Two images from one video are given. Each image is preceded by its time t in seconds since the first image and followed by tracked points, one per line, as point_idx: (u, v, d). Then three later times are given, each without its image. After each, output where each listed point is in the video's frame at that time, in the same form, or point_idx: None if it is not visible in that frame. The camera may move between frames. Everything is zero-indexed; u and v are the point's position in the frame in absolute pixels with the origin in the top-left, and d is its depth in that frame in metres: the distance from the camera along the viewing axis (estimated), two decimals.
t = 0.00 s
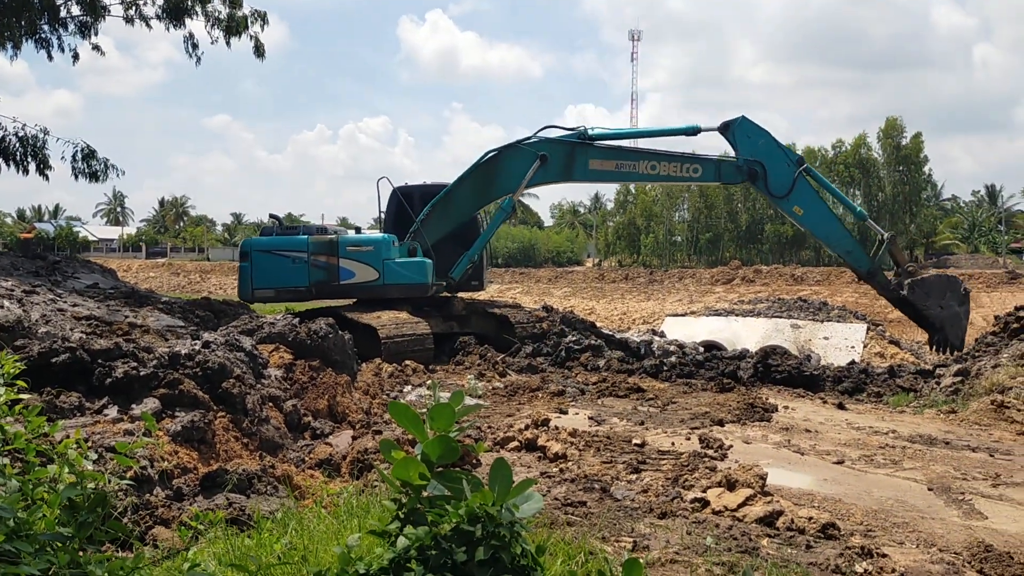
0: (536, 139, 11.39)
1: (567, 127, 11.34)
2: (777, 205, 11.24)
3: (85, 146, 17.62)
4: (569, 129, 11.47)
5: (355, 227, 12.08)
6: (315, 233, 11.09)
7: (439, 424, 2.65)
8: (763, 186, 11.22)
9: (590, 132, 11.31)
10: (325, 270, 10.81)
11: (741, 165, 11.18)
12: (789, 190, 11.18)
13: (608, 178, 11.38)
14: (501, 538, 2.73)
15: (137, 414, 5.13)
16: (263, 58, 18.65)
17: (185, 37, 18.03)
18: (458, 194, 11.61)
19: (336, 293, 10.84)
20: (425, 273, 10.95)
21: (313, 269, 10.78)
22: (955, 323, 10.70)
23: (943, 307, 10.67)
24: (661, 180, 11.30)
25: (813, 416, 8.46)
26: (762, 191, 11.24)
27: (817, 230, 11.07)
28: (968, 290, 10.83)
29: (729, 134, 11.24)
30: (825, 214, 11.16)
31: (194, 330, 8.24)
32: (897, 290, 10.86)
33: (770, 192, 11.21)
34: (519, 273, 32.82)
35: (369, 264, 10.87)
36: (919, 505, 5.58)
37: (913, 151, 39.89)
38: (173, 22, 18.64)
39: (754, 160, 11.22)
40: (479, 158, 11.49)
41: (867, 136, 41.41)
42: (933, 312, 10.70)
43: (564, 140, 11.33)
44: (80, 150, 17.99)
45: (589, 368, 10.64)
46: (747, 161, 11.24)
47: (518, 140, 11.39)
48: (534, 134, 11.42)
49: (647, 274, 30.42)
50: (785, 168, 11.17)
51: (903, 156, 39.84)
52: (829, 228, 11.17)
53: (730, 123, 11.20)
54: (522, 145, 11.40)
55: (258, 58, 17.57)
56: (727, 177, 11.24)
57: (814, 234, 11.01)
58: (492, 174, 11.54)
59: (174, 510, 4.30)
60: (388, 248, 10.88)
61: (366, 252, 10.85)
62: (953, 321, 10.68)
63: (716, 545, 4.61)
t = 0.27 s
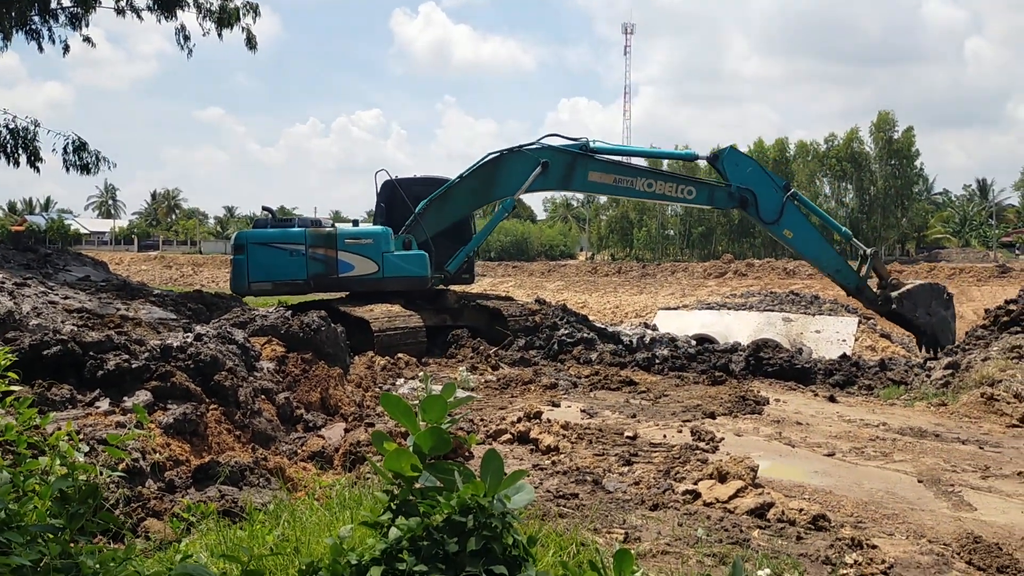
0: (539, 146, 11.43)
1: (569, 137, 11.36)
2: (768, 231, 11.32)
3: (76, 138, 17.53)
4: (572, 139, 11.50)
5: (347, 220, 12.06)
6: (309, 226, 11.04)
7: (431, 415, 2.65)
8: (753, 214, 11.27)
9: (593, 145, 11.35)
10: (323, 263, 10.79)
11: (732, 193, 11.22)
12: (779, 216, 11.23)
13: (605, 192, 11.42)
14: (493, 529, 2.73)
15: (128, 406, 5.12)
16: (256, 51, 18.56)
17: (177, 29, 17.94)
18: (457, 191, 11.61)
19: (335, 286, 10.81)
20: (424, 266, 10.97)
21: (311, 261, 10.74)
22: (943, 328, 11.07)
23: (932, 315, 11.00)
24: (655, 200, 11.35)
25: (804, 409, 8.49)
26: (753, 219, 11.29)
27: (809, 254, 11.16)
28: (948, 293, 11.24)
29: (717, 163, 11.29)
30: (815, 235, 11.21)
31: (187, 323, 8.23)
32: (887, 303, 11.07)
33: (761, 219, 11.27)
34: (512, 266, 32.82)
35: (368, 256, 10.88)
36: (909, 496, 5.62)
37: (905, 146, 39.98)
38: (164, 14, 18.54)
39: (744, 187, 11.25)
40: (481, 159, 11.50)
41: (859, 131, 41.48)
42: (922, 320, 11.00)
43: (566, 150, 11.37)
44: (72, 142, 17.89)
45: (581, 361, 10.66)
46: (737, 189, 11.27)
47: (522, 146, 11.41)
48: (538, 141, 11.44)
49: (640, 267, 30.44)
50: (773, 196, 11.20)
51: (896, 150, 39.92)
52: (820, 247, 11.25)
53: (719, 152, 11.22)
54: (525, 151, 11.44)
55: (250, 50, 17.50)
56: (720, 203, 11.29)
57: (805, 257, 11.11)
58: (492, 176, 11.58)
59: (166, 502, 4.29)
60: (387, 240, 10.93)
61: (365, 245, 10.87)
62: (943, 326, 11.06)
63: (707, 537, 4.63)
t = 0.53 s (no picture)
0: (540, 154, 11.45)
1: (570, 149, 11.38)
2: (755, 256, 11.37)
3: (67, 132, 17.44)
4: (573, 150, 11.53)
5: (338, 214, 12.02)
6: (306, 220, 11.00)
7: (425, 410, 2.64)
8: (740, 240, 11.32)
9: (592, 159, 11.39)
10: (321, 258, 10.75)
11: (721, 219, 11.27)
12: (765, 242, 11.28)
13: (599, 207, 11.51)
14: (487, 523, 2.73)
15: (120, 401, 5.11)
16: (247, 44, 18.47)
17: (167, 22, 17.83)
18: (455, 192, 11.59)
19: (333, 280, 10.79)
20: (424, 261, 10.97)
21: (309, 256, 10.70)
22: (927, 335, 11.32)
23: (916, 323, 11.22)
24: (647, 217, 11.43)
25: (797, 403, 8.52)
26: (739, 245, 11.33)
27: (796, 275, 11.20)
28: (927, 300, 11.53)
29: (703, 192, 11.37)
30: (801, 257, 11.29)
31: (178, 318, 8.21)
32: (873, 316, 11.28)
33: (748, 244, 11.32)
34: (505, 261, 32.76)
35: (368, 251, 10.83)
36: (901, 490, 5.65)
37: (896, 141, 40.03)
38: (155, 7, 18.44)
39: (730, 215, 11.30)
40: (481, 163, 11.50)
41: (851, 125, 41.51)
42: (907, 329, 11.20)
43: (565, 161, 11.41)
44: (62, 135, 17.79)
45: (574, 356, 10.67)
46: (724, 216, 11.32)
47: (523, 153, 11.44)
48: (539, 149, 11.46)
49: (633, 262, 30.42)
50: (759, 222, 11.24)
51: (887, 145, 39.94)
52: (806, 267, 11.34)
53: (704, 182, 11.29)
54: (526, 159, 11.49)
55: (241, 44, 17.41)
56: (711, 228, 11.35)
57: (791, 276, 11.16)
58: (492, 179, 11.63)
59: (158, 498, 4.28)
60: (386, 236, 10.89)
61: (363, 239, 10.82)
62: (926, 334, 11.27)
63: (700, 531, 4.64)
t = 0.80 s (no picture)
0: (534, 155, 11.48)
1: (563, 152, 11.42)
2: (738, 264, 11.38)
3: (56, 127, 17.33)
4: (564, 153, 11.57)
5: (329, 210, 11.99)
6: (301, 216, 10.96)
7: (416, 405, 2.63)
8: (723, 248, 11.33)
9: (584, 162, 11.42)
10: (317, 253, 10.71)
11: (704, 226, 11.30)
12: (747, 250, 11.30)
13: (589, 211, 11.54)
14: (479, 518, 2.73)
15: (111, 398, 5.09)
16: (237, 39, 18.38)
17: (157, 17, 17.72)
18: (448, 190, 11.56)
19: (329, 276, 10.75)
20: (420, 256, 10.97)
21: (305, 252, 10.65)
22: (901, 339, 11.18)
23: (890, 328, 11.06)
24: (634, 222, 11.45)
25: (787, 398, 8.55)
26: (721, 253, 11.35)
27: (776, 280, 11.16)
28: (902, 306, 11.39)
29: (687, 202, 11.39)
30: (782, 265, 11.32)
31: (168, 314, 8.18)
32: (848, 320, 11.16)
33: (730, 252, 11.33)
34: (496, 256, 32.75)
35: (365, 247, 10.83)
36: (890, 483, 5.68)
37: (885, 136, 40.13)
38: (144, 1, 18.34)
39: (713, 224, 11.35)
40: (475, 163, 11.50)
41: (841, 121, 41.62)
42: (881, 333, 11.05)
43: (558, 164, 11.45)
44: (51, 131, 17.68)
45: (566, 351, 10.68)
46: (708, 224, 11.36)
47: (517, 154, 11.46)
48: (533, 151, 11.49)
49: (624, 257, 30.45)
50: (740, 230, 11.29)
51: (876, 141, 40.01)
52: (787, 275, 11.37)
53: (688, 192, 11.34)
54: (519, 160, 11.51)
55: (231, 39, 17.33)
56: (695, 235, 11.35)
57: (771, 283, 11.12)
58: (484, 180, 11.62)
59: (149, 494, 4.28)
60: (383, 232, 10.90)
61: (359, 235, 10.81)
62: (901, 338, 11.10)
63: (691, 525, 4.65)
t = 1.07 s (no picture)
0: (527, 156, 11.47)
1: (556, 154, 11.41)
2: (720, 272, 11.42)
3: (44, 123, 17.20)
4: (556, 156, 11.56)
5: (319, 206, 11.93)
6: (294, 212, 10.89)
7: (407, 402, 2.62)
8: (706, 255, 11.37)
9: (575, 165, 11.42)
10: (312, 249, 10.67)
11: (688, 233, 11.33)
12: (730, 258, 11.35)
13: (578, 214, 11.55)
14: (470, 515, 2.73)
15: (100, 395, 5.05)
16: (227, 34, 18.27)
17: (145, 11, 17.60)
18: (440, 188, 11.52)
19: (325, 272, 10.73)
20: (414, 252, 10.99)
21: (301, 248, 10.61)
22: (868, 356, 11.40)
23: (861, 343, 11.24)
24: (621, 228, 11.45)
25: (778, 393, 8.57)
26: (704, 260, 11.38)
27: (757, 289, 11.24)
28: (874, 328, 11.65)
29: (673, 209, 11.41)
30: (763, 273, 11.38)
31: (158, 310, 8.13)
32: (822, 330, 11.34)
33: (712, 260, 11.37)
34: (488, 252, 32.72)
35: (361, 243, 10.81)
36: (881, 478, 5.70)
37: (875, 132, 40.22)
38: None
39: (696, 231, 11.38)
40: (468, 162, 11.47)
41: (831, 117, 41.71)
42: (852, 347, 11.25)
43: (550, 166, 11.44)
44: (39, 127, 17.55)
45: (557, 347, 10.68)
46: (692, 231, 11.40)
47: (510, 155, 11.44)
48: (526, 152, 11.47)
49: (615, 253, 30.46)
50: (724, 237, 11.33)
51: (866, 136, 40.09)
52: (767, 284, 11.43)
53: (674, 198, 11.36)
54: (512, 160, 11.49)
55: (221, 34, 17.23)
56: (680, 242, 11.39)
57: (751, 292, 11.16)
58: (477, 180, 11.60)
59: (139, 492, 4.25)
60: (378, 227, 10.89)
61: (355, 231, 10.77)
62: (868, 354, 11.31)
63: (683, 520, 4.65)
